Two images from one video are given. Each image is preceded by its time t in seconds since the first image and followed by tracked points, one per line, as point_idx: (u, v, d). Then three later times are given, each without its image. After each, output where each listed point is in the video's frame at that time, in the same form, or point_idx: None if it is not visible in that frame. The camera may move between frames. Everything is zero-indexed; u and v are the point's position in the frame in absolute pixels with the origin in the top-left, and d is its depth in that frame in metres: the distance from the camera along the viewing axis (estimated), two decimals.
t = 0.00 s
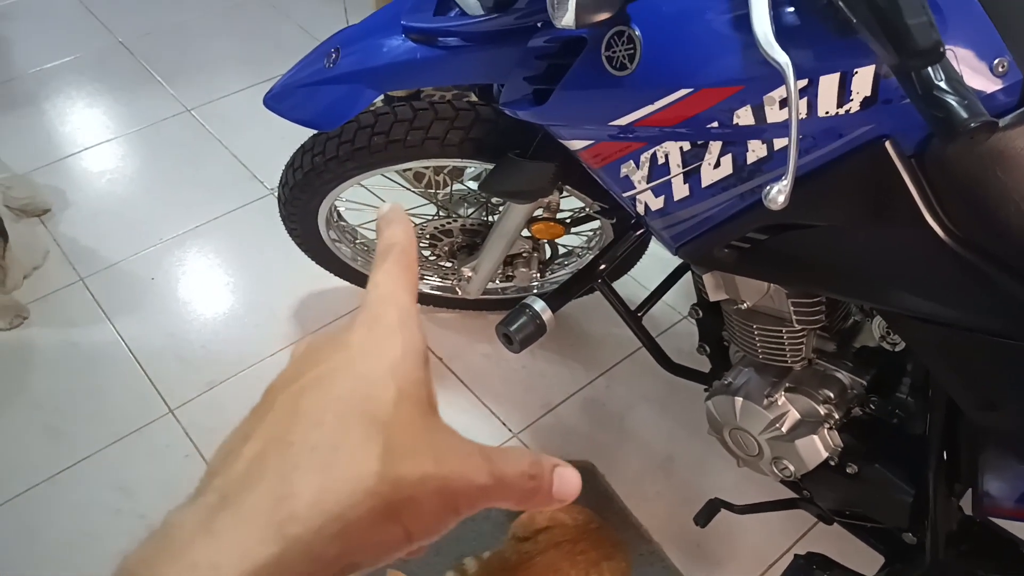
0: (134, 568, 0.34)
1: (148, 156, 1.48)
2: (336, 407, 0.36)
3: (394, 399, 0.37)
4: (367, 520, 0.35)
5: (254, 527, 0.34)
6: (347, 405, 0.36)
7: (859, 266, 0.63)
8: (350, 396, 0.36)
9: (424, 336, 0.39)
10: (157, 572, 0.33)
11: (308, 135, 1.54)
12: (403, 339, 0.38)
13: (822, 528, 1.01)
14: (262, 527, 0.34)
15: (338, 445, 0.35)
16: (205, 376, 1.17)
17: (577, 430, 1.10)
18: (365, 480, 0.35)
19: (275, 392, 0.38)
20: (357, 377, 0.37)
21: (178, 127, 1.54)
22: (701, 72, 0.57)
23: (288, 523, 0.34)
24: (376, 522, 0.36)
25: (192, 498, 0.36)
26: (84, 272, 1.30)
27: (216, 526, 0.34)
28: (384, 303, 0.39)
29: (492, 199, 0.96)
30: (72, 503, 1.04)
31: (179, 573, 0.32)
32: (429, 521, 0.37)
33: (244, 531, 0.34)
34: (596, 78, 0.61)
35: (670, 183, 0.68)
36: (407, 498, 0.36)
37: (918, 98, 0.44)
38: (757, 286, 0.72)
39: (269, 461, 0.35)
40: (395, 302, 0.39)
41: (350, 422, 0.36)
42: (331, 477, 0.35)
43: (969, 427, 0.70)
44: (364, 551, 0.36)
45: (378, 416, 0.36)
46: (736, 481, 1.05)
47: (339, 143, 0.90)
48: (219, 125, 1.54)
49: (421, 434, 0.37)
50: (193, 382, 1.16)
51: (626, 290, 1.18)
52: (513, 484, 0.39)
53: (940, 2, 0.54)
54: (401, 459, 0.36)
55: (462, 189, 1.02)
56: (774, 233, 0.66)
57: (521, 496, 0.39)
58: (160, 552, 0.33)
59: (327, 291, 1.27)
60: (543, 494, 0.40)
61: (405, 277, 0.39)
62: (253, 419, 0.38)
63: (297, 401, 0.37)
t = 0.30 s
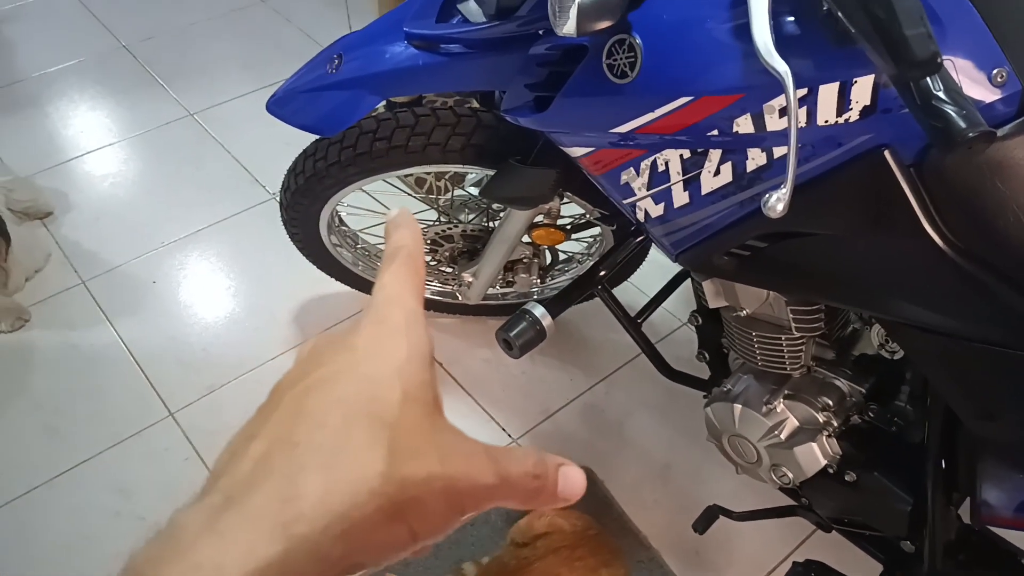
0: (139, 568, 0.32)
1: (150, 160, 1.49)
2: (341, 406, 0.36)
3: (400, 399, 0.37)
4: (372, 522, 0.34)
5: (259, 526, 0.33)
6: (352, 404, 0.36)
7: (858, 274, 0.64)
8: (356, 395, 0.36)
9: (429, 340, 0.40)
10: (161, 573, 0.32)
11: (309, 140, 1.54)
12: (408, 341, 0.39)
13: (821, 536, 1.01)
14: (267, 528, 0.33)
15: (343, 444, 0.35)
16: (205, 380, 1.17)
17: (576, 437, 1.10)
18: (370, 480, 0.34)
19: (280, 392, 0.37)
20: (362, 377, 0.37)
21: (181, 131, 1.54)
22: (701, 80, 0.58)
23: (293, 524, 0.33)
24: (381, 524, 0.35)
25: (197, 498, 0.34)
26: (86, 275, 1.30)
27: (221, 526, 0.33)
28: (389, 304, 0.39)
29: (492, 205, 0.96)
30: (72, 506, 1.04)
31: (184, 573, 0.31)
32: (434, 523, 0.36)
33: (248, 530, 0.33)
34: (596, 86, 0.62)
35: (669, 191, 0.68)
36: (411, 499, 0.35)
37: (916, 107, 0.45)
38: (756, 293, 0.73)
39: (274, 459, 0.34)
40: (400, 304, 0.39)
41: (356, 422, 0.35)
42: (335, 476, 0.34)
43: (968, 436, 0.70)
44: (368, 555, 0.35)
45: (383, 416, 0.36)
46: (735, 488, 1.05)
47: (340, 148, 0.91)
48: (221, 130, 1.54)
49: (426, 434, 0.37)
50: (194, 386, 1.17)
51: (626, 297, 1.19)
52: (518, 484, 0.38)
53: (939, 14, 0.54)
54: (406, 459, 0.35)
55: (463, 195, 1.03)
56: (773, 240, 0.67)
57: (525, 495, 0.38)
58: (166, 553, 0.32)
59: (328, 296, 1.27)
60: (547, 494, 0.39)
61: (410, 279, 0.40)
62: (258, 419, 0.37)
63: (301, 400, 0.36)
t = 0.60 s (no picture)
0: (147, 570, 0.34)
1: (150, 164, 1.49)
2: (341, 396, 0.35)
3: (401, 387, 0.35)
4: (376, 514, 0.34)
5: (260, 521, 0.33)
6: (352, 394, 0.35)
7: (857, 282, 0.63)
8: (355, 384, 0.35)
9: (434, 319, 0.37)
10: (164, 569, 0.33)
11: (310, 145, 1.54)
12: (407, 323, 0.36)
13: (820, 543, 1.01)
14: (270, 522, 0.33)
15: (343, 438, 0.34)
16: (204, 385, 1.17)
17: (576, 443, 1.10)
18: (373, 473, 0.34)
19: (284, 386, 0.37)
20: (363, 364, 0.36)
21: (182, 136, 1.55)
22: (701, 88, 0.58)
23: (297, 519, 0.33)
24: (385, 516, 0.34)
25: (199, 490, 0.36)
26: (85, 279, 1.31)
27: (221, 520, 0.34)
28: (388, 286, 0.37)
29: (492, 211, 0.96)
30: (69, 510, 1.04)
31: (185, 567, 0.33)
32: (439, 513, 0.35)
33: (250, 523, 0.33)
34: (596, 93, 0.62)
35: (669, 198, 0.68)
36: (415, 490, 0.34)
37: (916, 116, 0.45)
38: (756, 300, 0.72)
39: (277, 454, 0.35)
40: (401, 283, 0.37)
41: (355, 416, 0.35)
42: (337, 467, 0.34)
43: (966, 444, 0.70)
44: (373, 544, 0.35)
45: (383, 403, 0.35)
46: (734, 494, 1.05)
47: (341, 154, 0.91)
48: (222, 134, 1.55)
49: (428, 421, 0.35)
50: (192, 390, 1.16)
51: (626, 303, 1.18)
52: (523, 465, 0.36)
53: (940, 22, 0.54)
54: (409, 449, 0.34)
55: (463, 201, 1.03)
56: (772, 248, 0.67)
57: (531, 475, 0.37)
58: (167, 547, 0.34)
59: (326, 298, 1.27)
60: (550, 471, 0.38)
61: (414, 257, 0.37)
62: (258, 411, 0.38)
63: (304, 392, 0.36)
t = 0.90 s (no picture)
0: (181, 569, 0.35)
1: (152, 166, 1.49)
2: (294, 364, 0.52)
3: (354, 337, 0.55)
4: (265, 413, 0.50)
5: (197, 497, 0.47)
6: (307, 367, 0.52)
7: (858, 286, 0.64)
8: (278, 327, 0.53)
9: (388, 310, 0.58)
10: None
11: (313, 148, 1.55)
12: (262, 289, 0.55)
13: (820, 547, 1.01)
14: (196, 495, 0.47)
15: (219, 374, 0.50)
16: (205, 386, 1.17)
17: (576, 446, 1.10)
18: (263, 398, 0.50)
19: (193, 343, 0.52)
20: (320, 314, 0.54)
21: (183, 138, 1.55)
22: (703, 92, 0.58)
23: (256, 491, 0.49)
24: (274, 420, 0.50)
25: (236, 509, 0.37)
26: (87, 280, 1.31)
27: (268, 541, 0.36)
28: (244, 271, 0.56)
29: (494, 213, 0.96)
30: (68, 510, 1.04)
31: None
32: (311, 401, 0.52)
33: (180, 481, 0.47)
34: (598, 96, 0.62)
35: (670, 201, 0.69)
36: (280, 377, 0.51)
37: (917, 122, 0.45)
38: (756, 304, 0.73)
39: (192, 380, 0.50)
40: (269, 263, 0.57)
41: (237, 364, 0.51)
42: (255, 375, 0.51)
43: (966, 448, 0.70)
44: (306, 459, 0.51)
45: (333, 368, 0.53)
46: (734, 497, 1.05)
47: (343, 156, 0.91)
48: (224, 136, 1.55)
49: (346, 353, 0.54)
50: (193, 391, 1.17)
51: (627, 306, 1.19)
52: (340, 322, 0.54)
53: (939, 28, 0.54)
54: (269, 347, 0.52)
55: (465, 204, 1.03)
56: (773, 252, 0.67)
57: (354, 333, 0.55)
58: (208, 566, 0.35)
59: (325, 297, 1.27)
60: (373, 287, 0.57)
61: (360, 282, 0.57)
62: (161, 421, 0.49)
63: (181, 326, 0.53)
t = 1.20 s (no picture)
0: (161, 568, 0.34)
1: (153, 166, 1.49)
2: (261, 442, 0.37)
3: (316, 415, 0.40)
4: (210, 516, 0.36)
5: None
6: (272, 443, 0.38)
7: (856, 286, 0.64)
8: (252, 391, 0.38)
9: (348, 375, 0.41)
10: None
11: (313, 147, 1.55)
12: (275, 349, 0.39)
13: (818, 548, 1.01)
14: None
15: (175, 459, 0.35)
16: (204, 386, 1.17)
17: (575, 446, 1.10)
18: (210, 491, 0.36)
19: (150, 411, 0.38)
20: (279, 390, 0.39)
21: (184, 138, 1.55)
22: (701, 91, 0.58)
23: None
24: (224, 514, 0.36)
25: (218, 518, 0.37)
26: (86, 280, 1.31)
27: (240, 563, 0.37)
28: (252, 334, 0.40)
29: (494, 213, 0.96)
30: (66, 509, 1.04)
31: None
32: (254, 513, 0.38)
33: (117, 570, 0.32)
34: (597, 95, 0.62)
35: (669, 201, 0.69)
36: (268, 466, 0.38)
37: (916, 120, 0.45)
38: (755, 304, 0.73)
39: (161, 440, 0.36)
40: (280, 337, 0.40)
41: (210, 443, 0.36)
42: (217, 466, 0.36)
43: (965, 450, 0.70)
44: (289, 548, 0.41)
45: (305, 442, 0.39)
46: (733, 498, 1.05)
47: (343, 156, 0.91)
48: (224, 136, 1.55)
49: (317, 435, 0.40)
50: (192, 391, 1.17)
51: (627, 306, 1.19)
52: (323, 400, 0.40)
53: (939, 28, 0.54)
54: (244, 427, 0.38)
55: (465, 204, 1.03)
56: (772, 252, 0.67)
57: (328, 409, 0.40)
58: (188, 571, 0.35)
59: (325, 298, 1.27)
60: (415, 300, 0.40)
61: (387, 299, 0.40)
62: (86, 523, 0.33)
63: (179, 379, 0.39)
